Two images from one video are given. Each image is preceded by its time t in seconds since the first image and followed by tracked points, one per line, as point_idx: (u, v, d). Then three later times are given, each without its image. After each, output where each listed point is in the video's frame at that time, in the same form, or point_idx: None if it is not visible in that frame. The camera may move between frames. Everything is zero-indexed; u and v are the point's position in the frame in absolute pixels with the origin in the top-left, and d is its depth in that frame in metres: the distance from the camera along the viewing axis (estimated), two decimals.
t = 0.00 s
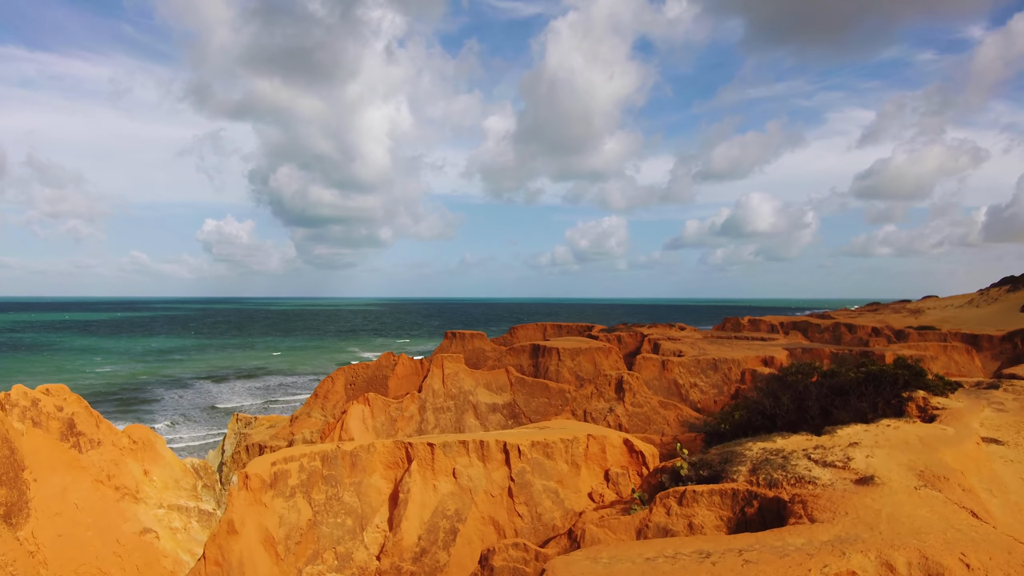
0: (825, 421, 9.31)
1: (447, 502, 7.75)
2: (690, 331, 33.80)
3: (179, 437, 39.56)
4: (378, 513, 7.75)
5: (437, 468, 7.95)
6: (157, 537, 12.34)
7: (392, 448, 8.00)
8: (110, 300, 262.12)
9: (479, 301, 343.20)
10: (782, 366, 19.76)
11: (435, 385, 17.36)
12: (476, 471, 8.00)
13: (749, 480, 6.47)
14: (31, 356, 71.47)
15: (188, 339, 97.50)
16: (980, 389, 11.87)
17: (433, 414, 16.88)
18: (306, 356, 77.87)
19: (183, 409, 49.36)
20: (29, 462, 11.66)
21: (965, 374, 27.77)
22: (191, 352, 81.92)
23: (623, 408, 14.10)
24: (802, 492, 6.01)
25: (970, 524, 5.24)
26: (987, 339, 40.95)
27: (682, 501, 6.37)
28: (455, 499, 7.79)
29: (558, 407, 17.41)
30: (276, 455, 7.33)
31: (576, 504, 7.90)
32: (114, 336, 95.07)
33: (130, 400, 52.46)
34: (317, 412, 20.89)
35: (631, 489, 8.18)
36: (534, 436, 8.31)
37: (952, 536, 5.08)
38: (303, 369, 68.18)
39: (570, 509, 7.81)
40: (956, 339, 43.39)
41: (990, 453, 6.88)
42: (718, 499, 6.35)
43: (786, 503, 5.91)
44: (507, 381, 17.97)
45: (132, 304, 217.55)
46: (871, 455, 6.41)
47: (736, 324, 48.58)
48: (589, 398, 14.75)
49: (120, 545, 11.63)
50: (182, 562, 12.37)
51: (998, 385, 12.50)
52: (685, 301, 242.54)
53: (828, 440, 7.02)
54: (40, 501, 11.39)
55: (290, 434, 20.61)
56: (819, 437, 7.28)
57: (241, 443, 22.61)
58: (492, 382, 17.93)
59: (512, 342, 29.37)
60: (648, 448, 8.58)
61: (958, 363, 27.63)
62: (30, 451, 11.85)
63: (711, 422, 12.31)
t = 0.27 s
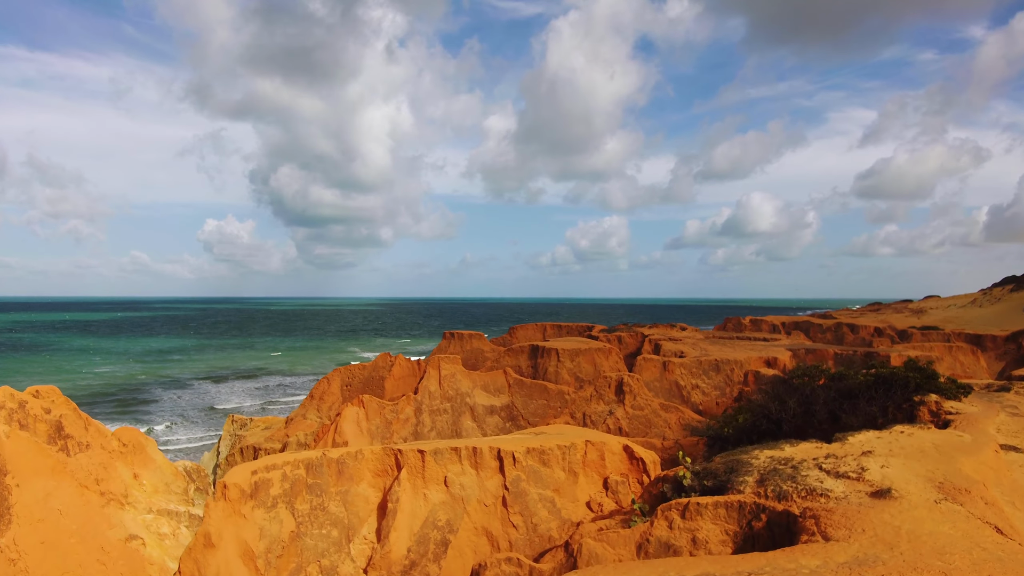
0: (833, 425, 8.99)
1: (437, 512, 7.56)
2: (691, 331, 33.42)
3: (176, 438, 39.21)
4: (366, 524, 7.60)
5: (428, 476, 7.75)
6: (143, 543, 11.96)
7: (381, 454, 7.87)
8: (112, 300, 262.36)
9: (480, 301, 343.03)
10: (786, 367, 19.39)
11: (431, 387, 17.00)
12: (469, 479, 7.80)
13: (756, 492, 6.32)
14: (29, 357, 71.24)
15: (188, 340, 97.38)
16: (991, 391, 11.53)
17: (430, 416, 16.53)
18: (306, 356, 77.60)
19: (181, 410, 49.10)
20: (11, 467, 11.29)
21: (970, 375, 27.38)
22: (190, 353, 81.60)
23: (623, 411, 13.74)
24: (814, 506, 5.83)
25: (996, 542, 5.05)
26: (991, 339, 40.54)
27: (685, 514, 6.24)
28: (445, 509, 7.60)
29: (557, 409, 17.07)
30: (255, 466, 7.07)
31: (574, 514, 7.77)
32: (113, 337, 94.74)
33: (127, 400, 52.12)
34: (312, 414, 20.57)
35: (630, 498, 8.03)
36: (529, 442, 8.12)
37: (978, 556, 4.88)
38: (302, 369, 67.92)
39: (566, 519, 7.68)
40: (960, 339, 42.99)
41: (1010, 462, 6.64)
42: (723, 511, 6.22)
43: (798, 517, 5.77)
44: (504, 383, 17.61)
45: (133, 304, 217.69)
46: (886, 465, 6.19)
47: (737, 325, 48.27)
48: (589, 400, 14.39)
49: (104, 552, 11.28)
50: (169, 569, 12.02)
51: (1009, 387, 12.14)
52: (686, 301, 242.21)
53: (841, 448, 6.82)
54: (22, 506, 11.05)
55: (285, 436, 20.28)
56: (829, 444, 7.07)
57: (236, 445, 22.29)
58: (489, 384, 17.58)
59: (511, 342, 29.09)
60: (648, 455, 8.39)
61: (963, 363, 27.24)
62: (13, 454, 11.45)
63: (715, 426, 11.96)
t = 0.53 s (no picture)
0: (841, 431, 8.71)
1: (426, 524, 7.30)
2: (692, 332, 33.03)
3: (173, 440, 38.84)
4: (352, 536, 7.49)
5: (417, 486, 7.51)
6: (128, 551, 11.62)
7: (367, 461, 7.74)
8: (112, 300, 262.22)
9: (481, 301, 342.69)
10: (789, 368, 19.03)
11: (427, 389, 16.64)
12: (459, 489, 7.53)
13: (764, 506, 6.15)
14: (28, 358, 70.97)
15: (188, 340, 97.16)
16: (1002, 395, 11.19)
17: (425, 419, 16.16)
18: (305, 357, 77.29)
19: (179, 411, 48.82)
20: None
21: (976, 376, 26.98)
22: (189, 353, 81.23)
23: (622, 415, 13.36)
24: (826, 523, 5.68)
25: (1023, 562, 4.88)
26: (996, 339, 40.15)
27: (689, 530, 6.15)
28: (435, 520, 7.34)
29: (556, 411, 16.72)
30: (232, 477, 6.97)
31: (570, 526, 7.55)
32: (112, 338, 94.38)
33: (125, 401, 51.76)
34: (307, 416, 20.24)
35: (629, 509, 7.77)
36: (524, 450, 7.93)
37: None
38: (302, 369, 67.63)
39: (563, 530, 7.46)
40: (964, 339, 42.60)
41: None
42: (728, 527, 6.07)
43: (809, 533, 5.63)
44: (502, 385, 17.27)
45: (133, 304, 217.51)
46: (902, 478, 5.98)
47: (739, 325, 47.94)
48: (588, 404, 14.02)
49: (87, 561, 10.94)
50: None
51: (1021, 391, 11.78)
52: (687, 301, 241.74)
53: (853, 459, 6.67)
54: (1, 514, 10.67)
55: (279, 439, 19.96)
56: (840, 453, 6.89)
57: (230, 448, 21.94)
58: (487, 387, 17.24)
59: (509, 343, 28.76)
60: (649, 462, 8.12)
61: (969, 364, 26.84)
62: None
63: (717, 430, 11.62)
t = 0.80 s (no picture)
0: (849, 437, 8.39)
1: (413, 538, 7.04)
2: (693, 332, 32.64)
3: (169, 442, 38.49)
4: (334, 551, 7.31)
5: (403, 498, 7.27)
6: (111, 560, 11.17)
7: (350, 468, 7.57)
8: (112, 300, 262.11)
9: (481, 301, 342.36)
10: (792, 370, 18.67)
11: (422, 392, 16.25)
12: (449, 500, 7.31)
13: (771, 524, 5.83)
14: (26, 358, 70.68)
15: (187, 340, 96.91)
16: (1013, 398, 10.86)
17: (420, 422, 15.78)
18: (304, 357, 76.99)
19: (177, 412, 48.50)
20: None
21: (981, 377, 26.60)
22: (188, 354, 80.89)
23: (622, 418, 12.99)
24: (839, 543, 5.34)
25: None
26: (999, 339, 39.77)
27: (690, 549, 5.79)
28: (422, 533, 7.08)
29: (554, 414, 16.38)
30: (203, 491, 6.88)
31: (565, 539, 7.27)
32: (112, 338, 94.05)
33: (122, 402, 51.42)
34: (301, 419, 19.87)
35: (627, 520, 7.50)
36: (517, 459, 7.67)
37: None
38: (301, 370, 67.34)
39: (558, 545, 7.17)
40: (967, 339, 42.23)
41: None
42: (733, 546, 5.73)
43: (821, 552, 5.28)
44: (499, 388, 16.94)
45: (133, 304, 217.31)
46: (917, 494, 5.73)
47: (740, 326, 47.61)
48: (586, 407, 13.66)
49: (67, 570, 10.52)
50: None
51: None
52: (688, 302, 241.26)
53: (865, 470, 6.43)
54: None
55: (272, 442, 19.63)
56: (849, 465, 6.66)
57: (223, 450, 21.59)
58: (483, 389, 16.89)
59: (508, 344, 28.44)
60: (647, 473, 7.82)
61: (974, 365, 26.46)
62: None
63: (719, 435, 11.25)
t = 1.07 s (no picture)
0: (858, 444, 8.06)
1: (397, 552, 6.84)
2: (694, 332, 32.28)
3: (166, 443, 38.20)
4: (315, 564, 7.53)
5: (386, 510, 7.06)
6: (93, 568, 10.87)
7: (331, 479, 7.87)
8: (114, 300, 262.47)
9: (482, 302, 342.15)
10: (795, 371, 18.28)
11: (417, 394, 15.87)
12: (434, 512, 7.11)
13: (778, 544, 5.50)
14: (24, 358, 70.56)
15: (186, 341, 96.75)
16: None
17: (414, 425, 15.41)
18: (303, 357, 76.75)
19: (174, 413, 48.25)
20: None
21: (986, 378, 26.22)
22: (187, 354, 80.61)
23: (621, 422, 12.61)
24: (854, 565, 5.03)
25: None
26: (1003, 340, 39.38)
27: (691, 570, 5.49)
28: (406, 547, 6.86)
29: (551, 417, 16.03)
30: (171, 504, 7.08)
31: (559, 553, 7.10)
32: (111, 338, 93.67)
33: (120, 403, 51.18)
34: (295, 421, 19.53)
35: (624, 533, 7.24)
36: (507, 469, 7.47)
37: None
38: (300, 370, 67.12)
39: (549, 558, 7.02)
40: (970, 340, 41.82)
41: None
42: (738, 566, 5.40)
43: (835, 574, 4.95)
44: (495, 390, 16.59)
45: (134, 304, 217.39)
46: (937, 509, 5.44)
47: (741, 326, 47.27)
48: (583, 410, 13.30)
49: None
50: None
51: None
52: (689, 302, 240.91)
53: (878, 483, 6.18)
54: None
55: (265, 444, 19.29)
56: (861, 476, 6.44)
57: (216, 452, 21.28)
58: (479, 391, 16.54)
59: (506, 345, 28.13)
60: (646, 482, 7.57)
61: (979, 367, 26.06)
62: None
63: (721, 440, 10.88)
